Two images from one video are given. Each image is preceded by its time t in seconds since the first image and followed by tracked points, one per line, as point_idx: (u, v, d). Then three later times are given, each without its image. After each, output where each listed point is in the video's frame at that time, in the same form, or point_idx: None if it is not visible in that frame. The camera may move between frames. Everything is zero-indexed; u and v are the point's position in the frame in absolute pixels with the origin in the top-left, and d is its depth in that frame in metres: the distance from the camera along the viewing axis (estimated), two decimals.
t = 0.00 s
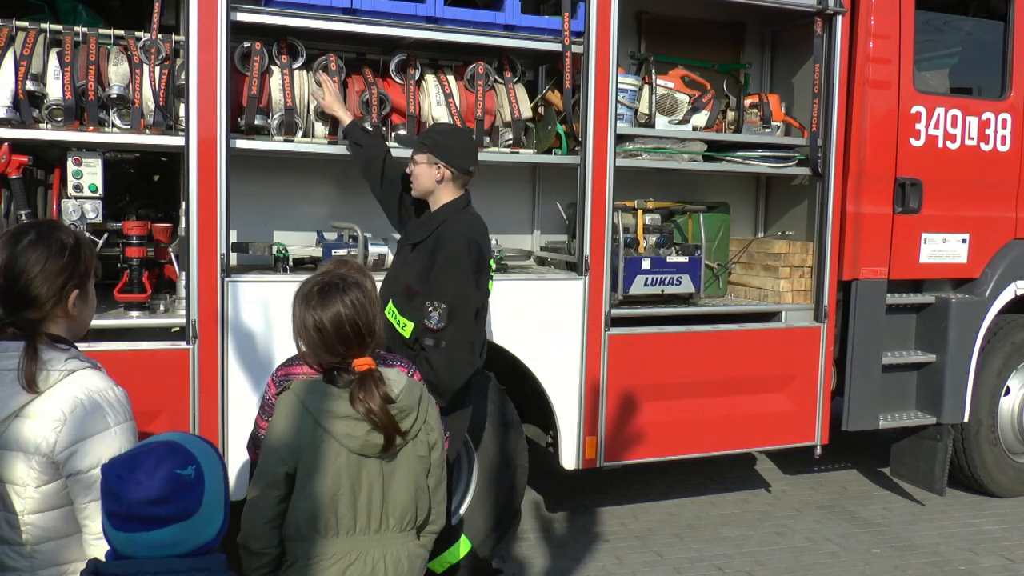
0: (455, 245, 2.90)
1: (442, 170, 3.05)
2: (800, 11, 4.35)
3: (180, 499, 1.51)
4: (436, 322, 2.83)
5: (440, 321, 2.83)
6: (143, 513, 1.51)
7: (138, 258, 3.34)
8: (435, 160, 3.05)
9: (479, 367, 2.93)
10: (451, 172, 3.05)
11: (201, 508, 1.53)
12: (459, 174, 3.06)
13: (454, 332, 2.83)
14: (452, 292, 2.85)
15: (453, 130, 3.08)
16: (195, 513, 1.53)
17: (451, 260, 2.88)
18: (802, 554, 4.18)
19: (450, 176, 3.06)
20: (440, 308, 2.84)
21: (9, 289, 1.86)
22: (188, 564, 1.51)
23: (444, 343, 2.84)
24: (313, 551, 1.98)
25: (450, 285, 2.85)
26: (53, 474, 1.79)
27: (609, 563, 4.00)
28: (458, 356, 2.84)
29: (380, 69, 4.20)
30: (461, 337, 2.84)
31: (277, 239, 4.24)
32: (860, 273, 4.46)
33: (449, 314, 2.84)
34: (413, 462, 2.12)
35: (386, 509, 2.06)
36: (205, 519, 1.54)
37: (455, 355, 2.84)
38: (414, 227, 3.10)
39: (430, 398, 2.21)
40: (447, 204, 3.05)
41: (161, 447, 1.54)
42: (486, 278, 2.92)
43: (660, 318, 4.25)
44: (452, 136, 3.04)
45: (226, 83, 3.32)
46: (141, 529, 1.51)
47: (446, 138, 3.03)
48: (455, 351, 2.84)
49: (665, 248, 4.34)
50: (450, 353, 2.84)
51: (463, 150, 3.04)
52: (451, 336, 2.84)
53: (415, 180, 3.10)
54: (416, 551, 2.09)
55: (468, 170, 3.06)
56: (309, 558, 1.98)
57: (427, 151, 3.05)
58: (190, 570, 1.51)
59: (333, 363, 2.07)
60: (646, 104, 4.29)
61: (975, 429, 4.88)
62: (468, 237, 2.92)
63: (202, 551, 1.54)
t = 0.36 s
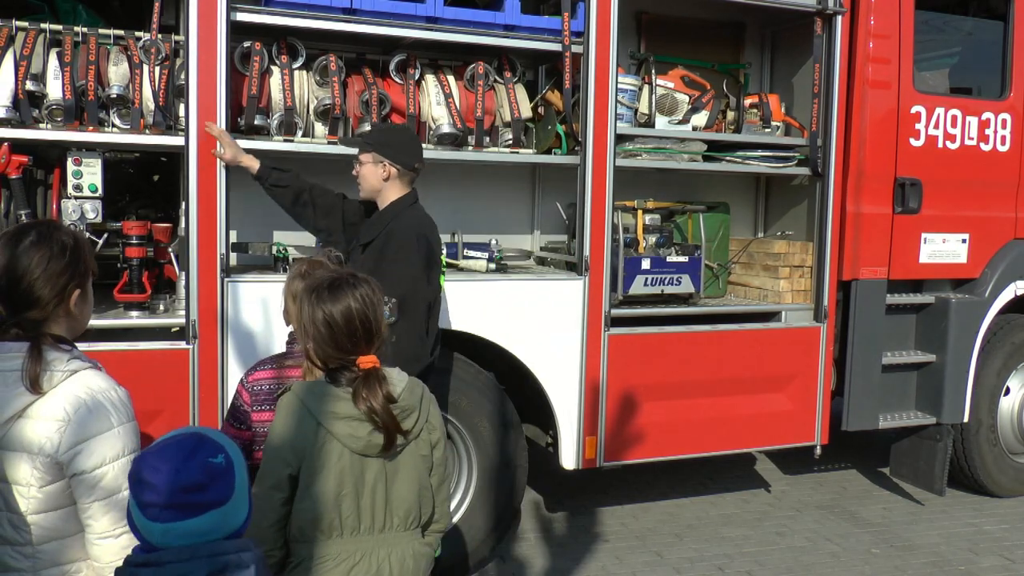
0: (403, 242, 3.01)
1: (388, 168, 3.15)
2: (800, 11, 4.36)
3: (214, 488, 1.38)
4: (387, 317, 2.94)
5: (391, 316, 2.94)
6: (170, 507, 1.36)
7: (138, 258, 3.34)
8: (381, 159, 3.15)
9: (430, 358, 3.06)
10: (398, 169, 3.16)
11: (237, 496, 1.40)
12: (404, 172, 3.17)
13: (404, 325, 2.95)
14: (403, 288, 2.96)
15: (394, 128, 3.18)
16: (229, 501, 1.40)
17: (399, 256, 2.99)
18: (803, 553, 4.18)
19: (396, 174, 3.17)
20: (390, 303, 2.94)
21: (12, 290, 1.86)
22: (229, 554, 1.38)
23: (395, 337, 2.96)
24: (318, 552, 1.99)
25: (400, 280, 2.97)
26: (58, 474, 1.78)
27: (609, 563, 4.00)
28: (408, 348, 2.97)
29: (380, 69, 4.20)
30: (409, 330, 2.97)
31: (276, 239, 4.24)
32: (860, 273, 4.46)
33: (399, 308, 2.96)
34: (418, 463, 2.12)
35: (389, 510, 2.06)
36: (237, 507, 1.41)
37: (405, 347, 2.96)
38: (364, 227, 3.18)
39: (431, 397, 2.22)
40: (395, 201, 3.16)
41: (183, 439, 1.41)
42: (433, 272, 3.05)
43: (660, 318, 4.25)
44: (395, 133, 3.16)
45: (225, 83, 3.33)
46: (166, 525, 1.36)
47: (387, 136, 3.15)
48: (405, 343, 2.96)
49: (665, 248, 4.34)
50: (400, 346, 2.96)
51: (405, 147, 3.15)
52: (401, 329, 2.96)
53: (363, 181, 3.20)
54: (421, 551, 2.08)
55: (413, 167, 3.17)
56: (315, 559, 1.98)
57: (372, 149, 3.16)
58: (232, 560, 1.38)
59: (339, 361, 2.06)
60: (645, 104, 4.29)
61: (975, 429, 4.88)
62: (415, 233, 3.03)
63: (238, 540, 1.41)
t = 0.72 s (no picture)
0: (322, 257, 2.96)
1: (304, 173, 3.05)
2: (800, 11, 4.35)
3: (220, 490, 1.38)
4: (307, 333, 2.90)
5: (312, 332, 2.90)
6: (175, 509, 1.37)
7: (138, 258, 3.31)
8: (297, 164, 3.05)
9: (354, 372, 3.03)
10: (314, 174, 3.06)
11: (241, 498, 1.41)
12: (322, 177, 3.07)
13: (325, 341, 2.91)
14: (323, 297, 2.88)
15: (312, 132, 3.08)
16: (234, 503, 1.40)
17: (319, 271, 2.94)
18: (803, 553, 4.18)
19: (313, 178, 3.07)
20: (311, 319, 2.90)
21: (15, 290, 1.86)
22: (229, 554, 1.39)
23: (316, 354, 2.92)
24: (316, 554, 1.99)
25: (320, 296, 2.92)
26: (61, 473, 1.79)
27: (609, 563, 4.00)
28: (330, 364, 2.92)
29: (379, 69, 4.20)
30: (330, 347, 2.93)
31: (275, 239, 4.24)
32: (860, 273, 4.46)
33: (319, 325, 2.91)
34: (419, 466, 2.12)
35: (388, 512, 2.06)
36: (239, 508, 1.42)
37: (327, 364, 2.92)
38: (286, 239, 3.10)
39: (432, 399, 2.22)
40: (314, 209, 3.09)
41: (189, 442, 1.41)
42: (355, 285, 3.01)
43: (660, 318, 4.25)
44: (312, 138, 3.06)
45: (225, 83, 3.33)
46: (171, 526, 1.36)
47: (304, 139, 3.05)
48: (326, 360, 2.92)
49: (665, 248, 4.34)
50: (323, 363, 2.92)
51: (322, 151, 3.05)
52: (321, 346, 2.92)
53: (281, 184, 3.10)
54: (421, 554, 2.08)
55: (331, 171, 3.07)
56: (314, 560, 1.98)
57: (289, 152, 3.05)
58: (232, 560, 1.39)
59: (340, 362, 2.06)
60: (645, 104, 4.30)
61: (975, 429, 4.88)
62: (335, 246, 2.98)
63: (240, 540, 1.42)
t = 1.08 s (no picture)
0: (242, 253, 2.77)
1: (221, 166, 2.81)
2: (799, 11, 4.35)
3: (221, 489, 1.39)
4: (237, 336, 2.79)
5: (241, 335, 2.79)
6: (176, 505, 1.37)
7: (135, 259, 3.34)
8: (213, 156, 2.80)
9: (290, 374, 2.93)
10: (231, 166, 2.81)
11: (240, 497, 1.42)
12: (241, 169, 2.83)
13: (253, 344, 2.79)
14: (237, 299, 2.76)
15: (228, 120, 2.82)
16: (232, 502, 1.41)
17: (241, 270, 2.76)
18: (803, 553, 4.18)
19: (231, 171, 2.83)
20: (238, 321, 2.77)
21: (22, 289, 1.86)
22: (223, 552, 1.39)
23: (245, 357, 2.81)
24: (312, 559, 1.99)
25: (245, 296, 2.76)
26: (65, 473, 1.78)
27: (609, 563, 4.00)
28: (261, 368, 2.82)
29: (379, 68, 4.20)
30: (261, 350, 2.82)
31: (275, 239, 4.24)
32: (860, 273, 4.46)
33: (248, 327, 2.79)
34: (414, 469, 2.12)
35: (384, 516, 2.06)
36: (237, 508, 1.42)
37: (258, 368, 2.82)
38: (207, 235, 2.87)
39: (426, 402, 2.22)
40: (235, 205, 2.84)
41: (190, 440, 1.41)
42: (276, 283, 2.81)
43: (659, 318, 4.25)
44: (227, 127, 2.80)
45: (225, 82, 3.35)
46: (170, 522, 1.37)
47: (220, 130, 2.80)
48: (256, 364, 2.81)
49: (665, 248, 4.34)
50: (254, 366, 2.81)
51: (240, 141, 2.80)
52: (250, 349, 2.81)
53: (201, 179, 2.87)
54: (416, 557, 2.08)
55: (251, 162, 2.82)
56: (309, 564, 1.98)
57: (205, 145, 2.81)
58: (225, 559, 1.38)
59: (338, 364, 2.06)
60: (645, 104, 4.30)
61: (975, 429, 4.88)
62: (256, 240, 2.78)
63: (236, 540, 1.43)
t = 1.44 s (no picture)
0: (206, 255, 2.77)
1: (182, 168, 2.82)
2: (799, 11, 4.35)
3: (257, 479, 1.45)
4: (188, 335, 2.77)
5: (192, 335, 2.77)
6: (219, 497, 1.41)
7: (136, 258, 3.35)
8: (175, 158, 2.81)
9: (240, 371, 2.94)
10: (192, 168, 2.82)
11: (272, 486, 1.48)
12: (202, 170, 2.84)
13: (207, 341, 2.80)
14: (211, 300, 2.79)
15: (189, 121, 2.82)
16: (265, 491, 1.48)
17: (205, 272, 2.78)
18: (803, 553, 4.18)
19: (193, 173, 2.84)
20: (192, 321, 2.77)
21: (30, 289, 1.85)
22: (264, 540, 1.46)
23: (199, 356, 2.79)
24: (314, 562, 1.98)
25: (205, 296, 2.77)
26: (71, 470, 1.79)
27: (609, 563, 4.00)
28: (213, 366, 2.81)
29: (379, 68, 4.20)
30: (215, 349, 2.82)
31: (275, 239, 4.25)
32: (860, 273, 4.46)
33: (202, 325, 2.79)
34: (414, 470, 2.12)
35: (384, 518, 2.06)
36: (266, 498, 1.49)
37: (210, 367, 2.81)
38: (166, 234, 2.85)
39: (424, 403, 2.22)
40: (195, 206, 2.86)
41: (219, 434, 1.45)
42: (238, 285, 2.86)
43: (659, 318, 4.26)
44: (189, 129, 2.80)
45: (224, 81, 3.35)
46: (214, 512, 1.41)
47: (181, 131, 2.79)
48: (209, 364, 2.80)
49: (665, 248, 4.34)
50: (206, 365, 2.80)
51: (202, 143, 2.81)
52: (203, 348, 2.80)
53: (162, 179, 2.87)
54: (418, 558, 2.08)
55: (212, 164, 2.84)
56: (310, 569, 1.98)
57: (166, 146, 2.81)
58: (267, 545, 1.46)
59: (337, 366, 2.06)
60: (645, 104, 4.30)
61: (975, 429, 4.88)
62: (220, 243, 2.80)
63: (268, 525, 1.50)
